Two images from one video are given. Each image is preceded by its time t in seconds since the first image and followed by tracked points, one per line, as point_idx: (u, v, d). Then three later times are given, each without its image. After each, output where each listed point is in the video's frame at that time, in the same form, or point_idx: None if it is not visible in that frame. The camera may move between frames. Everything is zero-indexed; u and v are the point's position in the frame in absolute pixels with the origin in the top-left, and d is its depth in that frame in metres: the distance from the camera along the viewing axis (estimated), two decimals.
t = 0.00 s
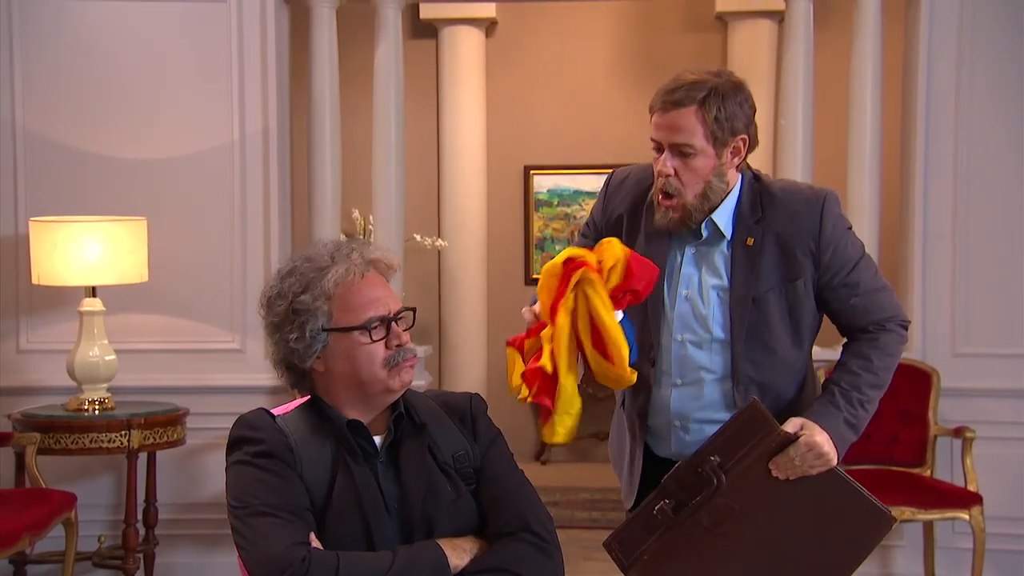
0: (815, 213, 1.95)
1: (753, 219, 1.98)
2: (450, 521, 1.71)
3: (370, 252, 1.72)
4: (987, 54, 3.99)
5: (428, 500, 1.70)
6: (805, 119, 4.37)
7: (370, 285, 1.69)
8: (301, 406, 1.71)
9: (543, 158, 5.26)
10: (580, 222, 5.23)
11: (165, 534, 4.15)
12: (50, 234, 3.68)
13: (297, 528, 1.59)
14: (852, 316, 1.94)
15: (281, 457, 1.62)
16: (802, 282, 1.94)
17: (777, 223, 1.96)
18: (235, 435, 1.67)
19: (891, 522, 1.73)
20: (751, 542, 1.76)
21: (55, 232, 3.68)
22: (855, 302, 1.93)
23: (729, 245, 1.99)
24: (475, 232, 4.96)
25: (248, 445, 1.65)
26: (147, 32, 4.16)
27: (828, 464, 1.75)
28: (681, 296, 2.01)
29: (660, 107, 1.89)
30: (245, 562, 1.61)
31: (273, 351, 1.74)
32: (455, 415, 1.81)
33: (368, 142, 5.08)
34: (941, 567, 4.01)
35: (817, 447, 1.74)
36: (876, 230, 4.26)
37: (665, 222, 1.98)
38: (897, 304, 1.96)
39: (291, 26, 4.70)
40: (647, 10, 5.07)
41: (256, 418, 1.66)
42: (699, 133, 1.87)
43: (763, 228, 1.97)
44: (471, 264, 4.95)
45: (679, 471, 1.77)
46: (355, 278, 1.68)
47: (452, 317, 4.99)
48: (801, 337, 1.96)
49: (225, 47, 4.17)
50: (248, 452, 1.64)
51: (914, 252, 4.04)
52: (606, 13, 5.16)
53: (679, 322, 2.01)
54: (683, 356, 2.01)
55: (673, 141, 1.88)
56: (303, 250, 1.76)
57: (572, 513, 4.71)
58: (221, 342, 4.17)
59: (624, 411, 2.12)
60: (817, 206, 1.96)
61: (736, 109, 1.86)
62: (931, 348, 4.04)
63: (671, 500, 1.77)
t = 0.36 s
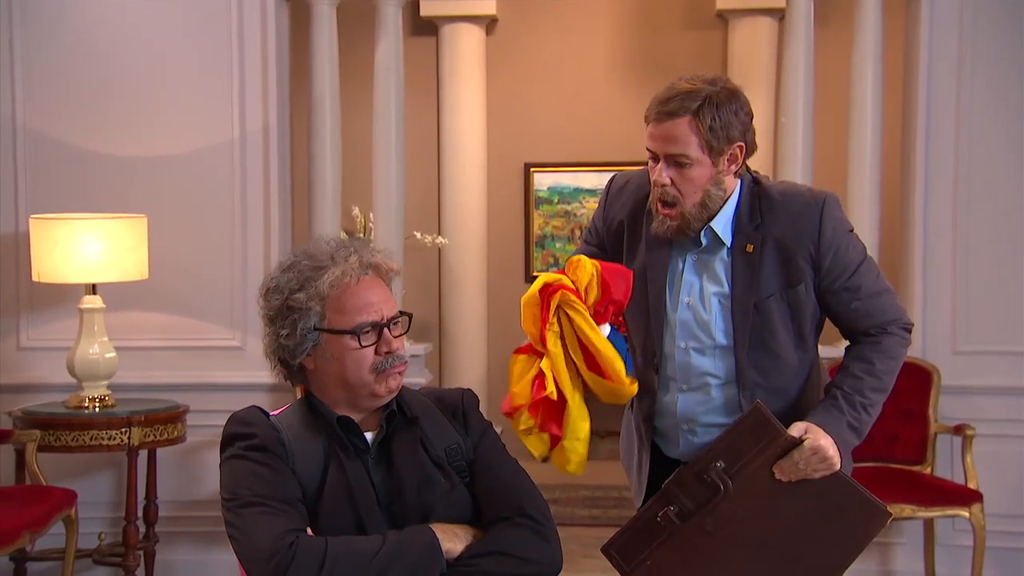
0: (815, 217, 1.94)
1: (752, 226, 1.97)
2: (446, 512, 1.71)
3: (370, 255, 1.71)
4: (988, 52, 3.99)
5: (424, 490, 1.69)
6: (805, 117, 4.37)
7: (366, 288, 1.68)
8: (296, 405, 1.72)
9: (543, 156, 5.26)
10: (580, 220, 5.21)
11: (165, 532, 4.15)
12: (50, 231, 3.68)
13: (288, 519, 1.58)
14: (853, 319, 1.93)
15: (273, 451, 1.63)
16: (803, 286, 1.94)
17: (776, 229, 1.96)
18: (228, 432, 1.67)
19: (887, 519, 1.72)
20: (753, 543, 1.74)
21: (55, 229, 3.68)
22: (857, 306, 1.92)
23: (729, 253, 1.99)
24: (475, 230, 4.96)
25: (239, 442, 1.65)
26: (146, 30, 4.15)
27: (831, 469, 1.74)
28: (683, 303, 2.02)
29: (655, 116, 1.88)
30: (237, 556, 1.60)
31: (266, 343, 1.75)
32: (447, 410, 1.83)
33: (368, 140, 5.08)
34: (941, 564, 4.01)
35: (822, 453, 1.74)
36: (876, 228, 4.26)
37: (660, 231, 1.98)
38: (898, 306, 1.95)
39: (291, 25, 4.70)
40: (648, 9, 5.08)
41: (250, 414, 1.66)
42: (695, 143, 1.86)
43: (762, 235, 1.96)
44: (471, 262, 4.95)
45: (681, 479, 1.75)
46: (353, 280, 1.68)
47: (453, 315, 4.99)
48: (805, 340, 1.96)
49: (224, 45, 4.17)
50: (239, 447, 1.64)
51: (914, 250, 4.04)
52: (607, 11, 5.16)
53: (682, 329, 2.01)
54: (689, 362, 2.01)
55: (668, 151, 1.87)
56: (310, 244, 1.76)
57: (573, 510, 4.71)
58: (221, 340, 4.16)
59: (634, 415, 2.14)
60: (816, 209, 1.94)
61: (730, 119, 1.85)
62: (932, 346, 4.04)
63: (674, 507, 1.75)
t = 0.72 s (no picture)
0: (807, 219, 1.95)
1: (744, 228, 1.97)
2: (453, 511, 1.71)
3: (379, 259, 1.71)
4: (988, 54, 3.99)
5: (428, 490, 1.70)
6: (805, 118, 4.37)
7: (375, 293, 1.69)
8: (289, 406, 1.72)
9: (543, 157, 5.26)
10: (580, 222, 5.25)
11: (165, 533, 4.15)
12: (51, 233, 3.68)
13: (280, 519, 1.55)
14: (847, 320, 1.94)
15: (266, 454, 1.61)
16: (796, 287, 1.94)
17: (768, 231, 1.96)
18: (220, 436, 1.65)
19: (880, 516, 1.74)
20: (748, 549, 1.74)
21: (55, 231, 3.68)
22: (850, 308, 1.93)
23: (721, 254, 1.98)
24: (475, 232, 4.96)
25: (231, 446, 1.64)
26: (146, 31, 4.15)
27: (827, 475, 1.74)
28: (679, 305, 2.01)
29: (645, 113, 1.90)
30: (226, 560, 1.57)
31: (268, 344, 1.72)
32: (445, 413, 1.84)
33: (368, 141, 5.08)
34: (941, 566, 4.01)
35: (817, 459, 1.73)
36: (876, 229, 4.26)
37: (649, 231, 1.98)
38: (892, 308, 1.95)
39: (291, 26, 4.70)
40: (648, 10, 5.08)
41: (242, 417, 1.65)
42: (684, 140, 1.88)
43: (753, 236, 1.97)
44: (471, 263, 4.95)
45: (681, 499, 1.76)
46: (365, 285, 1.68)
47: (453, 316, 4.99)
48: (800, 342, 1.96)
49: (225, 46, 4.17)
50: (230, 451, 1.62)
51: (914, 252, 4.04)
52: (607, 12, 5.16)
53: (678, 332, 2.01)
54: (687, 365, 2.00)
55: (658, 147, 1.89)
56: (313, 244, 1.74)
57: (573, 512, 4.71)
58: (221, 341, 4.17)
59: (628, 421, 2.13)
60: (808, 211, 1.95)
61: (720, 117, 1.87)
62: (932, 347, 4.04)
63: (674, 525, 1.76)
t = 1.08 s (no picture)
0: (782, 237, 1.94)
1: (719, 253, 1.97)
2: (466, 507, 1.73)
3: (374, 265, 1.69)
4: (987, 53, 3.99)
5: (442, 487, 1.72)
6: (804, 118, 4.37)
7: (370, 299, 1.67)
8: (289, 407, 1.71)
9: (543, 157, 5.25)
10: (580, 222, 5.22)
11: (165, 534, 4.15)
12: (50, 234, 3.68)
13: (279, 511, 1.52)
14: (833, 329, 1.94)
15: (268, 450, 1.60)
16: (779, 305, 1.95)
17: (744, 255, 1.95)
18: (222, 433, 1.63)
19: (873, 514, 1.74)
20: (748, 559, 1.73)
21: (54, 231, 3.68)
22: (835, 318, 1.93)
23: (701, 281, 1.99)
24: (475, 231, 4.96)
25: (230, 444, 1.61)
26: (146, 31, 4.15)
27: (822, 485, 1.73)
28: (667, 331, 2.03)
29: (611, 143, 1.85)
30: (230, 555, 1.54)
31: (265, 346, 1.72)
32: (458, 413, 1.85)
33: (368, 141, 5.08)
34: (940, 565, 4.01)
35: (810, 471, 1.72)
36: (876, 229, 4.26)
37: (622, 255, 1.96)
38: (880, 309, 1.96)
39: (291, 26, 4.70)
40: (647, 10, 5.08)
41: (244, 415, 1.63)
42: (649, 172, 1.83)
43: (730, 261, 1.97)
44: (471, 263, 4.95)
45: (676, 518, 1.72)
46: (359, 291, 1.66)
47: (453, 316, 4.98)
48: (787, 350, 1.99)
49: (224, 47, 4.17)
50: (230, 449, 1.59)
51: (914, 251, 4.04)
52: (606, 11, 5.16)
53: (671, 357, 2.04)
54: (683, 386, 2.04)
55: (624, 180, 1.85)
56: (311, 246, 1.74)
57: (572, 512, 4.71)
58: (221, 341, 4.17)
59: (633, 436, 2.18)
60: (783, 227, 1.94)
61: (685, 146, 1.82)
62: (932, 347, 4.04)
63: (671, 546, 1.72)
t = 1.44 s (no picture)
0: (766, 264, 1.95)
1: (704, 280, 1.99)
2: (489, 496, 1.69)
3: (370, 283, 1.57)
4: (987, 51, 3.99)
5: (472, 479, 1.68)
6: (804, 115, 4.37)
7: (361, 321, 1.56)
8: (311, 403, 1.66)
9: (542, 156, 5.25)
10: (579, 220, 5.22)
11: (164, 533, 4.15)
12: (49, 233, 3.68)
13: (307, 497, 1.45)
14: (817, 349, 1.96)
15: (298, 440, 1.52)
16: (766, 329, 1.98)
17: (729, 281, 1.97)
18: (248, 423, 1.56)
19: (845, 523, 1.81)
20: None
21: (53, 231, 3.67)
22: (820, 339, 1.95)
23: (687, 308, 2.01)
24: (474, 230, 4.95)
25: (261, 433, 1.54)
26: (144, 31, 4.15)
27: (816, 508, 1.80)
28: (658, 358, 2.06)
29: (587, 179, 1.86)
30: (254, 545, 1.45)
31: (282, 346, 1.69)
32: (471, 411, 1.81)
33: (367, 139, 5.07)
34: (940, 563, 4.01)
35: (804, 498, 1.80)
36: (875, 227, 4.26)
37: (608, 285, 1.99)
38: (866, 327, 1.97)
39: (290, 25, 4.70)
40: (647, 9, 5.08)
41: (271, 407, 1.57)
42: (629, 208, 1.84)
43: (715, 287, 1.98)
44: (470, 262, 4.95)
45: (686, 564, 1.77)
46: (350, 313, 1.56)
47: (453, 315, 4.98)
48: (773, 364, 2.02)
49: (223, 46, 4.16)
50: (262, 438, 1.52)
51: (913, 249, 4.03)
52: (606, 10, 5.15)
53: (664, 385, 2.06)
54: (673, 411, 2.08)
55: (605, 217, 1.86)
56: (321, 253, 1.65)
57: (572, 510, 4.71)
58: (221, 340, 4.16)
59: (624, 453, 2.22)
60: (767, 253, 1.95)
61: (664, 179, 1.82)
62: (931, 346, 4.03)
63: None
